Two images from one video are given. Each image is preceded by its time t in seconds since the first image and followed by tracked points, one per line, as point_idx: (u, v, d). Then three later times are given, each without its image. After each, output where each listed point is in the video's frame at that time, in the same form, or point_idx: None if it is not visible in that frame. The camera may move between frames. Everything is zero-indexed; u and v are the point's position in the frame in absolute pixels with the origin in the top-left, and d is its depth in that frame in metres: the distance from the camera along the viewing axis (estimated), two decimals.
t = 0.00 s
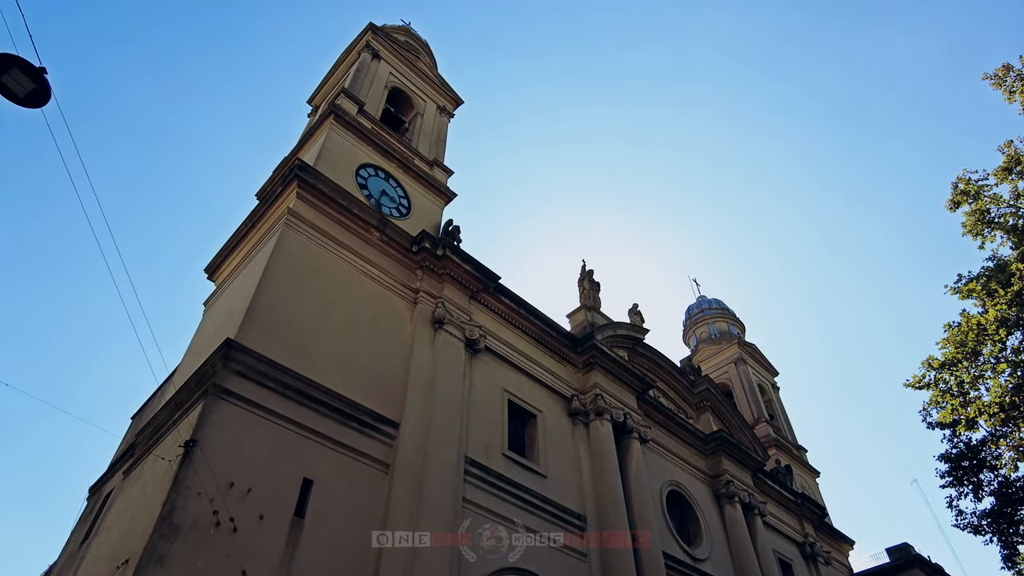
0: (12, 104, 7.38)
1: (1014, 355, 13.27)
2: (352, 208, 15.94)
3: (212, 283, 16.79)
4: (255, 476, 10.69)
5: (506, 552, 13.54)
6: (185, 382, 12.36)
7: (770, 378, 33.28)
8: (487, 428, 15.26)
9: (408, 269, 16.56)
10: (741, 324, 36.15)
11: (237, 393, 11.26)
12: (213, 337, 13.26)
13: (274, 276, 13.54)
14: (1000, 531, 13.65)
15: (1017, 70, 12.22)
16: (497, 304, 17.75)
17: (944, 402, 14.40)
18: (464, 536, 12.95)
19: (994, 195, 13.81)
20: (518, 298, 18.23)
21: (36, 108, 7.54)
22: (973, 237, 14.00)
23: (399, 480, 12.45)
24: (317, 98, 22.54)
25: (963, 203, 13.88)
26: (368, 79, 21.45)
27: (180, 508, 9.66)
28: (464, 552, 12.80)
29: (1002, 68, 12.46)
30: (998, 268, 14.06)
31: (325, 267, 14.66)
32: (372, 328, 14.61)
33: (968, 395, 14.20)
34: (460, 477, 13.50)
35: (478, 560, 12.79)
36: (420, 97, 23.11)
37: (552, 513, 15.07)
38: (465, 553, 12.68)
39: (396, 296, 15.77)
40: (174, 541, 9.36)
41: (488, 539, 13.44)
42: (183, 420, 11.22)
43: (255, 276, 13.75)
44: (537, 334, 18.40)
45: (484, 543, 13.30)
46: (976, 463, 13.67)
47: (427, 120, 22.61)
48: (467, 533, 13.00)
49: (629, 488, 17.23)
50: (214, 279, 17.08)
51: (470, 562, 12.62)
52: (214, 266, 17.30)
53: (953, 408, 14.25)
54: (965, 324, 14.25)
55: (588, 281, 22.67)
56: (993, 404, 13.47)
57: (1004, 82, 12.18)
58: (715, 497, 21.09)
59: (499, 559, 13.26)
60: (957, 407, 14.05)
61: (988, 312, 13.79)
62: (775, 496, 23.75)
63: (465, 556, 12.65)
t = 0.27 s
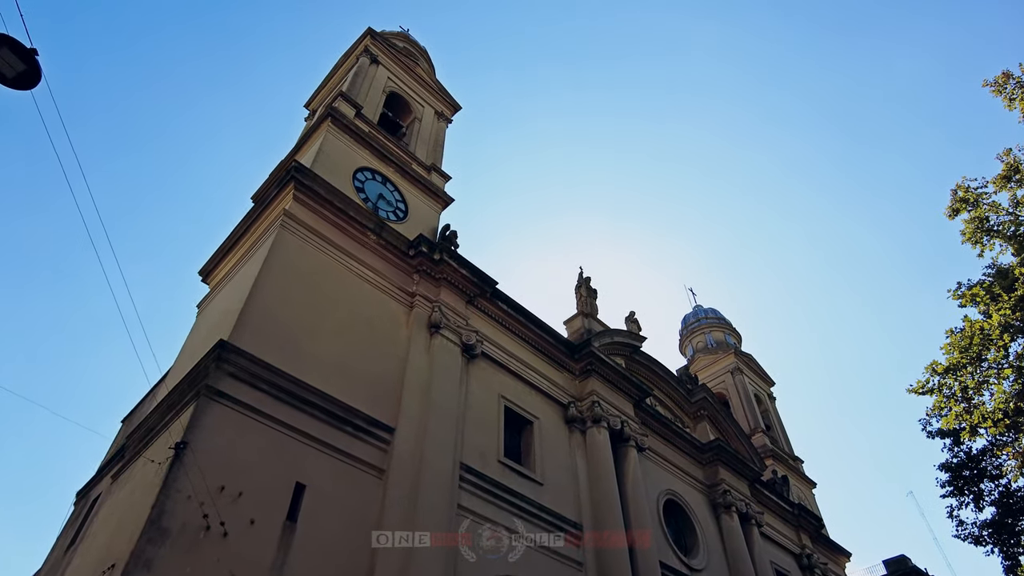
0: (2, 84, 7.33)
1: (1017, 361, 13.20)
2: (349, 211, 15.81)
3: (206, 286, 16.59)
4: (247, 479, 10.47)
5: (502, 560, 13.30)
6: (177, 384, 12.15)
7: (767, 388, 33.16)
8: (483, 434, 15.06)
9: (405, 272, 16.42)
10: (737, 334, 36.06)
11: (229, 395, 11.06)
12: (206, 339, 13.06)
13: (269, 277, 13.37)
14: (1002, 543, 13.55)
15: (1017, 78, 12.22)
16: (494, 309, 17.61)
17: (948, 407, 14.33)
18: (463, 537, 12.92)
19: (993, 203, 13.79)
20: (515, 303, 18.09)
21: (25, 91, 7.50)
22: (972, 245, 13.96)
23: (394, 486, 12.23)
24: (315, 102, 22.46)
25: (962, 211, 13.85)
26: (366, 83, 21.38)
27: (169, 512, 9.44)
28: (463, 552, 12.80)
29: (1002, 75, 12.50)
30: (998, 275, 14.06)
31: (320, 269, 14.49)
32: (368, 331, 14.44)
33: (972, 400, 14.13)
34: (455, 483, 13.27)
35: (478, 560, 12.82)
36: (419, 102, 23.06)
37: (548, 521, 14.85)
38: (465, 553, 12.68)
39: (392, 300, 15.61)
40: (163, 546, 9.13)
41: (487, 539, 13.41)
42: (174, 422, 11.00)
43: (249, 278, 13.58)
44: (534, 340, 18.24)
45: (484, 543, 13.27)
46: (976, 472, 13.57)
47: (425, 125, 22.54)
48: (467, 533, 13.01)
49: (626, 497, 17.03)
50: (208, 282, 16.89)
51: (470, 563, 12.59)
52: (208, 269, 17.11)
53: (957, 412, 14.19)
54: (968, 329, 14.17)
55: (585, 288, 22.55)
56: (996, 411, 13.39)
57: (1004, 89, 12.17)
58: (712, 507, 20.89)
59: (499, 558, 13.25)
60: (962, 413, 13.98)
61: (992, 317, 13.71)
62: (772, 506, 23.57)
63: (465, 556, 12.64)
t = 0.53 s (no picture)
0: None
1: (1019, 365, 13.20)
2: (346, 210, 15.68)
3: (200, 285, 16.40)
4: (239, 479, 10.28)
5: (496, 565, 13.10)
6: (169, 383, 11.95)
7: (761, 396, 33.11)
8: (479, 437, 14.88)
9: (401, 274, 16.28)
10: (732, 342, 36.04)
11: (222, 393, 10.87)
12: (200, 338, 12.87)
13: (264, 276, 13.21)
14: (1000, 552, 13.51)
15: (1016, 85, 12.25)
16: (491, 312, 17.48)
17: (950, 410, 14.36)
18: (463, 536, 12.89)
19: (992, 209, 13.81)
20: (512, 307, 17.98)
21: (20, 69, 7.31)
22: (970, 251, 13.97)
23: (388, 488, 12.04)
24: (312, 103, 22.36)
25: (961, 217, 13.88)
26: (364, 85, 21.31)
27: (159, 512, 9.25)
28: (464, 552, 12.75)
29: (1001, 81, 12.55)
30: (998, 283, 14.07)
31: (316, 269, 14.34)
32: (363, 332, 14.27)
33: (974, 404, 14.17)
34: (450, 487, 13.07)
35: (478, 559, 12.81)
36: (416, 105, 22.99)
37: (543, 526, 14.67)
38: (465, 553, 12.66)
39: (388, 301, 15.47)
40: (152, 546, 8.94)
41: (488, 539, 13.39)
42: (166, 420, 10.81)
43: (244, 276, 13.42)
44: (531, 344, 18.12)
45: (484, 543, 13.25)
46: (974, 480, 13.50)
47: (423, 128, 22.47)
48: (467, 533, 13.00)
49: (622, 502, 16.88)
50: (201, 281, 16.69)
51: (470, 562, 12.57)
52: (201, 268, 16.92)
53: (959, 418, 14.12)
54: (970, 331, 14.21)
55: (581, 293, 22.47)
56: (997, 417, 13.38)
57: (1003, 96, 12.19)
58: (707, 514, 20.75)
59: (499, 558, 13.24)
60: (964, 418, 13.88)
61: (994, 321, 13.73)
62: (767, 514, 23.44)
63: (465, 556, 12.61)
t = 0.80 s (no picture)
0: None
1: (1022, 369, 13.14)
2: (343, 208, 15.54)
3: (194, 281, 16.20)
4: (230, 476, 10.08)
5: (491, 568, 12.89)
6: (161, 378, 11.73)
7: (756, 403, 33.02)
8: (475, 439, 14.70)
9: (398, 273, 16.14)
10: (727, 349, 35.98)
11: (215, 389, 10.68)
12: (193, 333, 12.67)
13: (259, 271, 13.04)
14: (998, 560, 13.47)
15: (1017, 91, 12.22)
16: (488, 313, 17.34)
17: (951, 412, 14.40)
18: (463, 537, 12.78)
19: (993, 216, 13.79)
20: (509, 308, 17.84)
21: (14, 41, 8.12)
22: (970, 258, 13.94)
23: (382, 489, 11.84)
24: (310, 102, 22.22)
25: (961, 223, 13.87)
26: (363, 84, 21.20)
27: (149, 508, 9.04)
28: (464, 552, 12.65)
29: (1004, 87, 12.55)
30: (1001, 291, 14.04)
31: (312, 266, 14.17)
32: (359, 330, 14.09)
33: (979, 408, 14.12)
34: (445, 489, 12.86)
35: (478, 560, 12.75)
36: (416, 106, 22.89)
37: (539, 530, 14.48)
38: (465, 554, 12.55)
39: (385, 300, 15.31)
40: (141, 542, 8.73)
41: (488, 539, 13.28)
42: (157, 415, 10.60)
43: (239, 272, 13.24)
44: (528, 346, 17.97)
45: (484, 543, 13.16)
46: (973, 487, 13.42)
47: (421, 129, 22.37)
48: (467, 533, 12.91)
49: (618, 507, 16.72)
50: (196, 277, 16.48)
51: (469, 562, 12.46)
52: (196, 264, 16.71)
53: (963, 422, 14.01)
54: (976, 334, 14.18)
55: (578, 296, 22.36)
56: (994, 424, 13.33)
57: (1005, 102, 12.17)
58: (702, 520, 20.60)
59: (499, 558, 13.16)
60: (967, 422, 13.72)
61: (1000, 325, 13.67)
62: (762, 521, 23.29)
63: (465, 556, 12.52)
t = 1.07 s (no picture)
0: None
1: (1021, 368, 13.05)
2: (339, 199, 15.38)
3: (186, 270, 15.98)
4: (221, 466, 9.91)
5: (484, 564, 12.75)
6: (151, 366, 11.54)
7: (748, 405, 33.04)
8: (469, 434, 14.57)
9: (394, 266, 15.99)
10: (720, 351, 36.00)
11: (207, 377, 10.50)
12: (185, 322, 12.48)
13: (253, 260, 12.86)
14: (992, 562, 13.52)
15: (1019, 94, 12.19)
16: (483, 308, 17.21)
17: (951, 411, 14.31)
18: (463, 537, 12.72)
19: (991, 219, 13.83)
20: (505, 304, 17.73)
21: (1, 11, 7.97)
22: (967, 261, 13.97)
23: (375, 482, 11.69)
24: (307, 93, 22.02)
25: (959, 225, 13.89)
26: (361, 76, 21.03)
27: (137, 496, 8.86)
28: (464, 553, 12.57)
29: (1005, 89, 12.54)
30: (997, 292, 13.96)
31: (307, 256, 14.00)
32: (354, 322, 13.93)
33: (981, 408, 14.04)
34: (439, 483, 12.71)
35: (478, 560, 12.65)
36: (414, 99, 22.74)
37: (532, 527, 14.35)
38: (465, 554, 12.49)
39: (380, 293, 15.16)
40: (128, 531, 8.55)
41: (488, 539, 13.23)
42: (147, 403, 10.42)
43: (233, 261, 13.05)
44: (523, 343, 17.85)
45: (484, 543, 13.10)
46: (967, 489, 13.40)
47: (419, 123, 22.23)
48: (467, 533, 12.84)
49: (611, 505, 16.62)
50: (188, 267, 16.26)
51: (468, 563, 12.39)
52: (189, 254, 16.50)
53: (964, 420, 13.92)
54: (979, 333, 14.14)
55: (573, 294, 22.28)
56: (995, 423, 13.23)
57: (1006, 104, 12.15)
58: (694, 521, 20.54)
59: (499, 558, 13.10)
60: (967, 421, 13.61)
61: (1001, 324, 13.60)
62: (753, 523, 23.27)
63: (465, 556, 12.46)
